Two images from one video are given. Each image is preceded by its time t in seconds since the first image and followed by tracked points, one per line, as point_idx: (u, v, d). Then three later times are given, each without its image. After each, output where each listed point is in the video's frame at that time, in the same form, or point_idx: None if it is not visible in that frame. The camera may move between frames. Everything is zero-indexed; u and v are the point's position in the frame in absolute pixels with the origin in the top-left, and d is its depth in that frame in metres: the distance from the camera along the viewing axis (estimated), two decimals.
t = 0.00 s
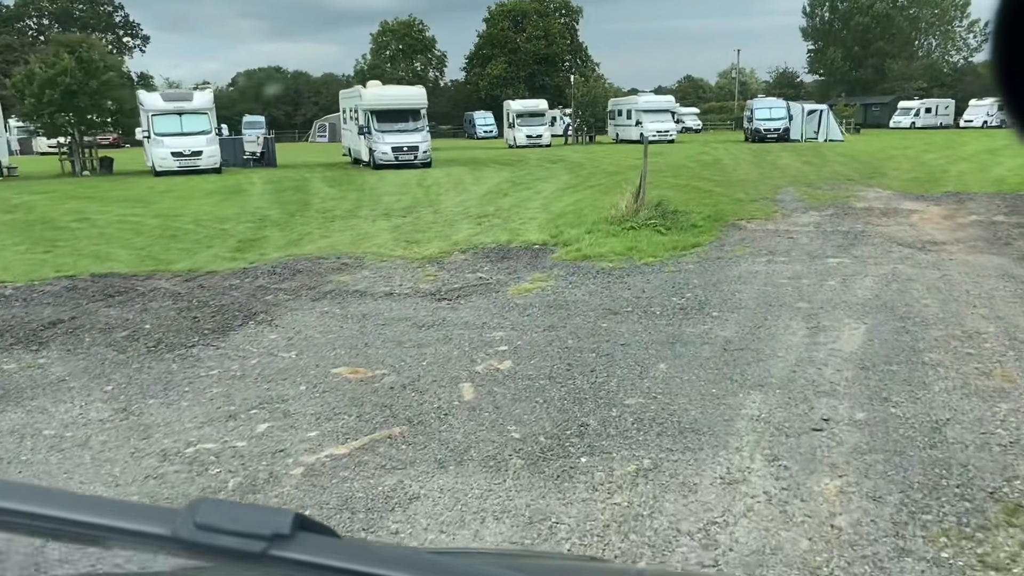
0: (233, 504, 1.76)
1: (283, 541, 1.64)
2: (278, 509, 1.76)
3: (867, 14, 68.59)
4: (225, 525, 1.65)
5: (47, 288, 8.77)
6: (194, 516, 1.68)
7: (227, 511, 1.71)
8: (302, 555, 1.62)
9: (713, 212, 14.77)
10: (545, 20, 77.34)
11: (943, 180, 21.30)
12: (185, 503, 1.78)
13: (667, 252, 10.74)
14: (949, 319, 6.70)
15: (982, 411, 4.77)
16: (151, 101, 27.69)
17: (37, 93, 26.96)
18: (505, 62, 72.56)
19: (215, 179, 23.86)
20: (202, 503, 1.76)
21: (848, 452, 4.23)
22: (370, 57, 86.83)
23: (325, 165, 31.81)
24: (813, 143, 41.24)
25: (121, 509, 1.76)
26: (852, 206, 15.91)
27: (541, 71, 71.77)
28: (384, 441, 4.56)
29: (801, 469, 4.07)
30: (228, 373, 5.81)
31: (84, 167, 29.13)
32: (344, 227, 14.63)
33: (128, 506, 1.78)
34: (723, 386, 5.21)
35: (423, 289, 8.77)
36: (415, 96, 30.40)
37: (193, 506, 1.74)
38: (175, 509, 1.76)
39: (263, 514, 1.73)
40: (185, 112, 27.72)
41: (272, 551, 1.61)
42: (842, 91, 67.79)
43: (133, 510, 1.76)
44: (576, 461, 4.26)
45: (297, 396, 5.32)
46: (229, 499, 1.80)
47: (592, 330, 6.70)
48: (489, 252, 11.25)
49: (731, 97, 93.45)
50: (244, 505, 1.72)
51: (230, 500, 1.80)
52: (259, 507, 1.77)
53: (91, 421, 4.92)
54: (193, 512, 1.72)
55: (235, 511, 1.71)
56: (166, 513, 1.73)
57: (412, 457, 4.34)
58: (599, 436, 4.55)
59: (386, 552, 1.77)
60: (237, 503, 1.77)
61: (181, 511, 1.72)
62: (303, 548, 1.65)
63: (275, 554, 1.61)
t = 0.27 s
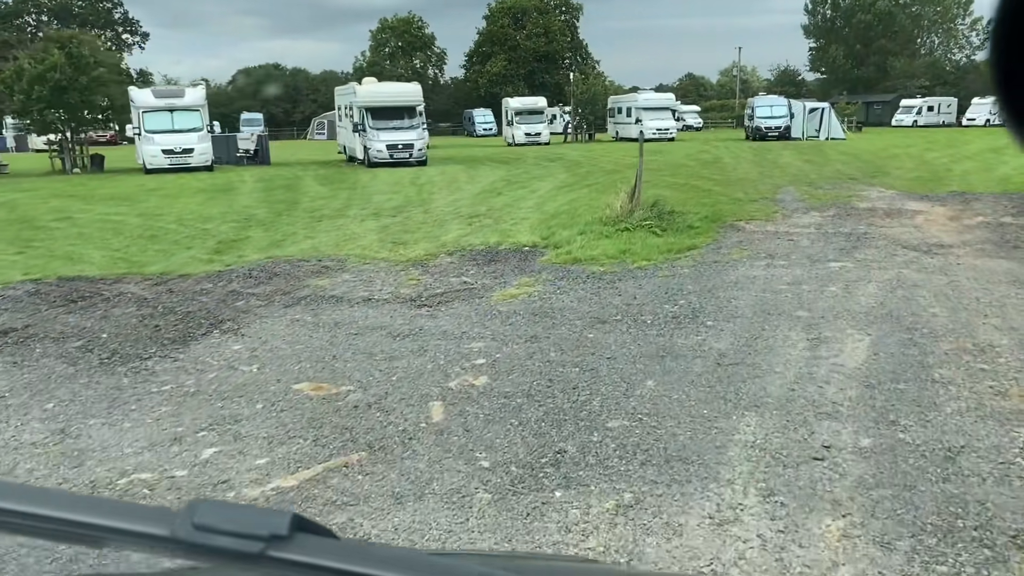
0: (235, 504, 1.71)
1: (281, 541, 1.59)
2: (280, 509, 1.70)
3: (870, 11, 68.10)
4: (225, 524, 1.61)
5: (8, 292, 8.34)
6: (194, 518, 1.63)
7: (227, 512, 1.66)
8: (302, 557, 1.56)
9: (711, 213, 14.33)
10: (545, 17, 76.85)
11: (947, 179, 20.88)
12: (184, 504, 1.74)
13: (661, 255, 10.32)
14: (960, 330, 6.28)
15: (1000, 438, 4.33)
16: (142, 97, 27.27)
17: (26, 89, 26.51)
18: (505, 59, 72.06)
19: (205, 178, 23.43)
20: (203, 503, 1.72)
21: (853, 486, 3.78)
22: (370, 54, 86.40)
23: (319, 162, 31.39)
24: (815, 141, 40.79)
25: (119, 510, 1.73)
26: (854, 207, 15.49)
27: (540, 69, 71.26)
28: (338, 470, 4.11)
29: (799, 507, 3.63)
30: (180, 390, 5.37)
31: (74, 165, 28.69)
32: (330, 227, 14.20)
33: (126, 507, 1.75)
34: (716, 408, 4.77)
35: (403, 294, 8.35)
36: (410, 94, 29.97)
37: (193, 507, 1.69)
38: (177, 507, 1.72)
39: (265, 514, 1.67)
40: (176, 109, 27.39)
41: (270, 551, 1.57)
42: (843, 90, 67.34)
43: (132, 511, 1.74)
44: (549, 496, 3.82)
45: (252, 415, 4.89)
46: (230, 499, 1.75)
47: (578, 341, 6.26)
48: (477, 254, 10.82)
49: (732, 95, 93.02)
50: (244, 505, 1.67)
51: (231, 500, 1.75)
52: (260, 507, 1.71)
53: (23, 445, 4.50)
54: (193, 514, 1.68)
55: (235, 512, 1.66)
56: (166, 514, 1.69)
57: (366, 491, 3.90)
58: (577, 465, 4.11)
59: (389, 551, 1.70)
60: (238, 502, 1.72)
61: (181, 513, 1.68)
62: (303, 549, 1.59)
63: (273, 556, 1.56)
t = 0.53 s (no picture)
0: (236, 505, 1.76)
1: (283, 542, 1.66)
2: (280, 510, 1.76)
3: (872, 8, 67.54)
4: (227, 525, 1.67)
5: None
6: (195, 520, 1.69)
7: (229, 514, 1.71)
8: (301, 557, 1.63)
9: (709, 212, 13.90)
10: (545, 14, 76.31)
11: (952, 178, 20.42)
12: (186, 506, 1.79)
13: (656, 256, 9.90)
14: (974, 341, 5.83)
15: None
16: (132, 93, 26.84)
17: (13, 85, 26.06)
18: (505, 56, 71.54)
19: (194, 176, 22.99)
20: (205, 504, 1.78)
21: (861, 529, 3.32)
22: (369, 51, 85.88)
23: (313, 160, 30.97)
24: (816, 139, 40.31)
25: (123, 514, 1.79)
26: (857, 206, 15.05)
27: (540, 66, 70.74)
28: (281, 505, 3.66)
29: (801, 554, 3.17)
30: (123, 408, 4.92)
31: (63, 162, 28.27)
32: (316, 227, 13.76)
33: (131, 508, 1.80)
34: (709, 432, 4.31)
35: (382, 299, 7.91)
36: (405, 90, 29.51)
37: (194, 509, 1.75)
38: (180, 510, 1.78)
39: (264, 515, 1.73)
40: (166, 106, 27.02)
41: (272, 553, 1.63)
42: (845, 87, 66.81)
43: (138, 512, 1.80)
44: (516, 538, 3.37)
45: (197, 438, 4.44)
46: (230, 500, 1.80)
47: (562, 353, 5.81)
48: (463, 255, 10.37)
49: (733, 93, 92.42)
50: (244, 508, 1.72)
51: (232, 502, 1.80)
52: (261, 508, 1.77)
53: None
54: (194, 515, 1.74)
55: (237, 513, 1.72)
56: (169, 516, 1.75)
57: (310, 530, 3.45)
58: (550, 501, 3.66)
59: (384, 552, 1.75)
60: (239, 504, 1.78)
61: (183, 515, 1.74)
62: (303, 550, 1.66)
63: (274, 556, 1.62)
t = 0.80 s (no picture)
0: (244, 507, 1.67)
1: (292, 544, 1.56)
2: (289, 511, 1.67)
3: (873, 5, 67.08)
4: (233, 528, 1.58)
5: None
6: (201, 523, 1.60)
7: (237, 515, 1.63)
8: (315, 559, 1.53)
9: (707, 214, 13.46)
10: (543, 11, 75.83)
11: (956, 177, 19.98)
12: (190, 508, 1.70)
13: (649, 260, 9.45)
14: (990, 359, 5.37)
15: None
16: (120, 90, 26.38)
17: None
18: (503, 53, 71.07)
19: (182, 175, 22.54)
20: (211, 507, 1.68)
21: None
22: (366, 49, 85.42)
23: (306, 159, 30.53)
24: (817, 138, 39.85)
25: (122, 514, 1.69)
26: (858, 207, 14.59)
27: (538, 64, 70.22)
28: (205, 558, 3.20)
29: None
30: (53, 435, 4.45)
31: (51, 161, 27.81)
32: (299, 229, 13.31)
33: (130, 508, 1.71)
34: (698, 468, 3.84)
35: (357, 308, 7.47)
36: (399, 87, 29.07)
37: (201, 510, 1.66)
38: (182, 512, 1.68)
39: (273, 517, 1.64)
40: (155, 103, 26.61)
41: (281, 556, 1.53)
42: (846, 85, 66.37)
43: (137, 513, 1.71)
44: None
45: (128, 471, 3.98)
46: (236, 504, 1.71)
47: (542, 371, 5.35)
48: (447, 259, 9.92)
49: (733, 91, 91.96)
50: (251, 508, 1.63)
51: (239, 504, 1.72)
52: (268, 508, 1.68)
53: None
54: (201, 517, 1.65)
55: (245, 515, 1.63)
56: (171, 519, 1.65)
57: None
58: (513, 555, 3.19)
59: (398, 552, 1.66)
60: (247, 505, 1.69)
61: (188, 516, 1.65)
62: (313, 552, 1.56)
63: (283, 559, 1.52)
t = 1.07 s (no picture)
0: (241, 506, 1.85)
1: (288, 540, 1.75)
2: (283, 509, 1.86)
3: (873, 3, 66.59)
4: (233, 524, 1.76)
5: None
6: (203, 519, 1.78)
7: (235, 513, 1.81)
8: (305, 553, 1.72)
9: (702, 217, 13.03)
10: (542, 9, 75.33)
11: (959, 177, 19.55)
12: (191, 506, 1.88)
13: (639, 266, 9.04)
14: (1004, 382, 4.91)
15: None
16: (106, 88, 25.93)
17: None
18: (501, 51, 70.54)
19: (168, 176, 22.10)
20: (210, 506, 1.86)
21: None
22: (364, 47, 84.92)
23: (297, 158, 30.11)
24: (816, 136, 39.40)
25: (130, 511, 1.86)
26: (859, 208, 14.16)
27: (537, 62, 69.70)
28: None
29: None
30: None
31: (37, 160, 27.37)
32: (279, 232, 12.85)
33: (136, 507, 1.88)
34: (678, 517, 3.37)
35: (325, 320, 7.02)
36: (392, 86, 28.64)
37: (202, 508, 1.84)
38: (186, 509, 1.87)
39: (266, 515, 1.82)
40: (142, 102, 26.18)
41: (277, 550, 1.71)
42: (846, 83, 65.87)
43: (145, 510, 1.88)
44: None
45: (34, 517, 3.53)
46: (234, 502, 1.89)
47: (513, 395, 4.89)
48: (427, 265, 9.46)
49: (733, 90, 91.44)
50: (248, 506, 1.82)
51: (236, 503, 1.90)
52: (263, 507, 1.87)
53: None
54: (202, 515, 1.83)
55: (242, 512, 1.81)
56: (176, 516, 1.83)
57: None
58: None
59: (382, 546, 1.85)
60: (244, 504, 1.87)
61: (190, 514, 1.83)
62: (303, 547, 1.75)
63: (278, 553, 1.71)
